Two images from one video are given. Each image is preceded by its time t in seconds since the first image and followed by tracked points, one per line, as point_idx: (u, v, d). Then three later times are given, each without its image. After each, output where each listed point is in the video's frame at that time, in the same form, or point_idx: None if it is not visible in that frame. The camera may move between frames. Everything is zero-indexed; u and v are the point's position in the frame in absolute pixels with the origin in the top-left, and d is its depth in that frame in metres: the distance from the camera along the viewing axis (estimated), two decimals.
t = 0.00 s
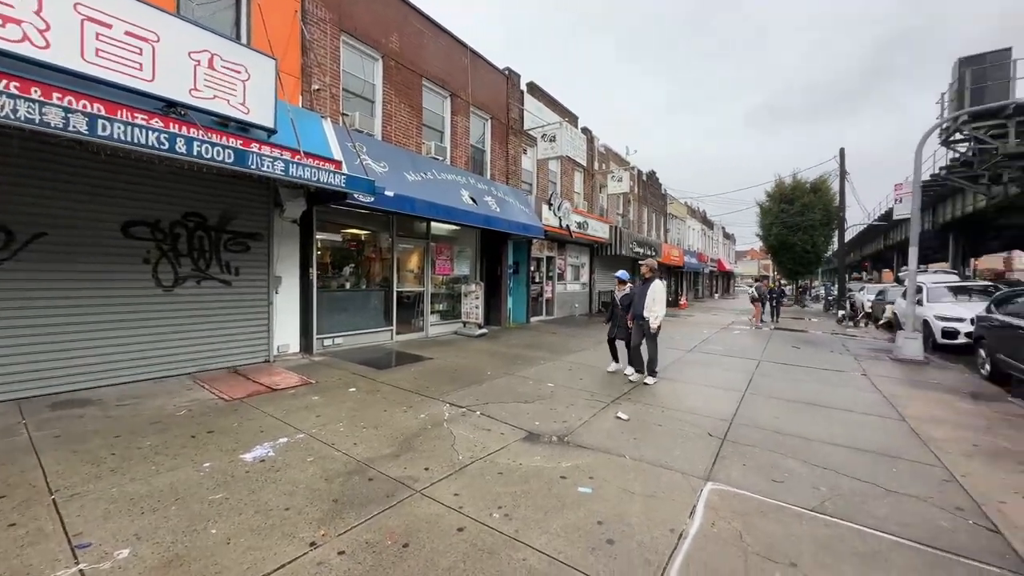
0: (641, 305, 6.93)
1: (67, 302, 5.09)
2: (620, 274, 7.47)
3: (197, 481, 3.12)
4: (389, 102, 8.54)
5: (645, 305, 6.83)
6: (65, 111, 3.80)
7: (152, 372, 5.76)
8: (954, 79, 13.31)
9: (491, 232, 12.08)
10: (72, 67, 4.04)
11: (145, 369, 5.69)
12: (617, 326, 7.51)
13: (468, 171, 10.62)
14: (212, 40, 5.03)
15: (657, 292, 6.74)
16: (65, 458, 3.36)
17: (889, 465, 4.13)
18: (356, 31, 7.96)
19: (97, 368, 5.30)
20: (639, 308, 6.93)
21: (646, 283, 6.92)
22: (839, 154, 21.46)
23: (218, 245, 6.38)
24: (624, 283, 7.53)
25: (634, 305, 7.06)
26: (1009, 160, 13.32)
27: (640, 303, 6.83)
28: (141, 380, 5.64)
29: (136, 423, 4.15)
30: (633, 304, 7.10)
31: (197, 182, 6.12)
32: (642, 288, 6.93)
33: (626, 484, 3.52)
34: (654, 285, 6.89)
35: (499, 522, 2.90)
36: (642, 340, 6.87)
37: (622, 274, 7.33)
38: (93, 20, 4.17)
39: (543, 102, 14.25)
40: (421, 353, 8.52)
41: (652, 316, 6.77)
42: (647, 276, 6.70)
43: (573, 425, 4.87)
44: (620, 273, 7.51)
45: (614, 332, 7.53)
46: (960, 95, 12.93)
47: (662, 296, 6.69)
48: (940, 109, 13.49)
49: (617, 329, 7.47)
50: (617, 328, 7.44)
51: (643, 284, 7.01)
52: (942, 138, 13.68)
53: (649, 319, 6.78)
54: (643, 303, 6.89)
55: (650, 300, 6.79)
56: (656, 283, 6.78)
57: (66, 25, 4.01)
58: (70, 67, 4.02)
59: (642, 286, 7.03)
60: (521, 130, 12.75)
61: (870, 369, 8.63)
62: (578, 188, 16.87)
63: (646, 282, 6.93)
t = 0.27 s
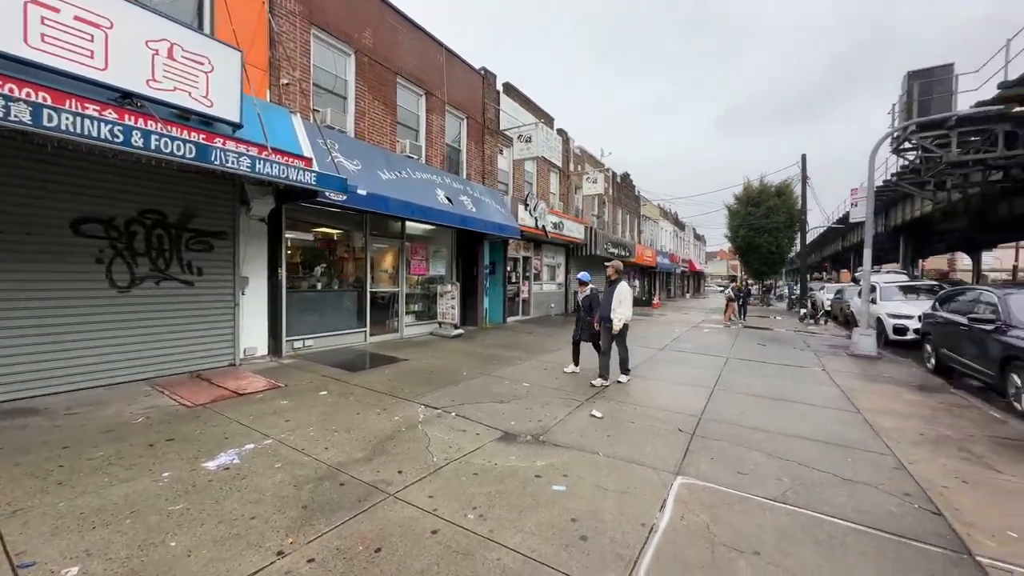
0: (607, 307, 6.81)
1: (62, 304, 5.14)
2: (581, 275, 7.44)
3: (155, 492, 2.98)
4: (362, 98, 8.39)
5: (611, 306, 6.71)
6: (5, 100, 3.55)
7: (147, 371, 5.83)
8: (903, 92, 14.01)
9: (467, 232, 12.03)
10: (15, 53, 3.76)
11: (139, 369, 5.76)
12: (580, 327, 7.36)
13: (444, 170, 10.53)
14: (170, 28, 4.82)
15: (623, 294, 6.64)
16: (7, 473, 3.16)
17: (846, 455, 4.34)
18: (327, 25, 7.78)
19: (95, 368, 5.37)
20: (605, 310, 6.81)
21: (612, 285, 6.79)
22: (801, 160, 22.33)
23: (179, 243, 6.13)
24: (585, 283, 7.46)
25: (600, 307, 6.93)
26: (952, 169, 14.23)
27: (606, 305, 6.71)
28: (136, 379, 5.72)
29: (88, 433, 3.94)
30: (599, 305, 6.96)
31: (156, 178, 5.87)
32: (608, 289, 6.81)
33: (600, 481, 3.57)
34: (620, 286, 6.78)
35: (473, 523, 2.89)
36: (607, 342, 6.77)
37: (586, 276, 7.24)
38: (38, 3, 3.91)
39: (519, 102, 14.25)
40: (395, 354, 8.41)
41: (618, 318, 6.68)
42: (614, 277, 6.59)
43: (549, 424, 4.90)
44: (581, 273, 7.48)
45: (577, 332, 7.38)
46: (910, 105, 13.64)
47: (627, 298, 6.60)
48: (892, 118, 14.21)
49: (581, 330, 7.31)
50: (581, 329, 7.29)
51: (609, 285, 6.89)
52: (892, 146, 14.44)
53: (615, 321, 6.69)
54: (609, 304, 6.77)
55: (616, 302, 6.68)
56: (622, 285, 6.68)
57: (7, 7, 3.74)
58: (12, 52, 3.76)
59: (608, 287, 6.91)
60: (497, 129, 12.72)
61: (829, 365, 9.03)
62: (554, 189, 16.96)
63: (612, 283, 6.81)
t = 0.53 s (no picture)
0: (575, 305, 6.77)
1: (54, 304, 5.18)
2: (545, 271, 7.51)
3: (109, 504, 2.85)
4: (334, 93, 8.21)
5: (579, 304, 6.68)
6: None
7: (135, 372, 5.87)
8: (859, 101, 14.72)
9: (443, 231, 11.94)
10: None
11: (127, 369, 5.79)
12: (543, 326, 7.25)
13: (419, 168, 10.42)
14: (125, 14, 4.60)
15: (591, 292, 6.65)
16: None
17: (808, 446, 4.52)
18: (296, 17, 7.58)
19: (85, 369, 5.41)
20: (573, 308, 6.76)
21: (579, 283, 6.79)
22: (766, 164, 23.16)
23: (136, 241, 5.86)
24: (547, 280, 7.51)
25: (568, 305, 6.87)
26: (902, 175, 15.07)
27: (575, 303, 6.67)
28: (125, 380, 5.75)
29: (34, 444, 3.71)
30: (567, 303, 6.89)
31: (110, 172, 5.60)
32: (576, 287, 6.79)
33: (574, 478, 3.60)
34: (586, 285, 6.81)
35: (448, 524, 2.87)
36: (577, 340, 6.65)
37: (549, 275, 7.31)
38: None
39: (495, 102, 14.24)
40: (369, 355, 8.28)
41: (587, 316, 6.63)
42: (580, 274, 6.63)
43: (524, 422, 4.92)
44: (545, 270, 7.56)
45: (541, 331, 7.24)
46: (865, 114, 14.34)
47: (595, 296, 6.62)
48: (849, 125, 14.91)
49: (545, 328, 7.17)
50: (545, 327, 7.17)
51: (576, 284, 6.87)
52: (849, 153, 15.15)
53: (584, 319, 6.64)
54: (577, 302, 6.72)
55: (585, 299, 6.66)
56: (590, 282, 6.71)
57: None
58: None
59: (574, 285, 6.88)
60: (473, 128, 12.67)
61: (792, 361, 9.40)
62: (530, 189, 17.00)
63: (579, 282, 6.80)
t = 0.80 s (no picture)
0: (547, 305, 6.69)
1: (27, 304, 5.06)
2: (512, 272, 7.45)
3: (65, 515, 2.71)
4: (309, 88, 8.03)
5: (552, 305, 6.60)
6: None
7: (122, 371, 5.86)
8: (824, 108, 15.31)
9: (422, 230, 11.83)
10: None
11: (114, 369, 5.78)
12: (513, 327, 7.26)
13: (397, 166, 10.30)
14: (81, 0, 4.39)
15: (563, 291, 6.58)
16: None
17: (778, 439, 4.66)
18: (269, 9, 7.38)
19: (74, 368, 5.42)
20: (546, 309, 6.68)
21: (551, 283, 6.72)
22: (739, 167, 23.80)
23: (95, 238, 5.61)
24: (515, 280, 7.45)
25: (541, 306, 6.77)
26: (864, 180, 15.74)
27: (547, 304, 6.58)
28: (112, 380, 5.75)
29: None
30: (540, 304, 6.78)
31: (66, 166, 5.34)
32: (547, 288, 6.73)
33: (552, 475, 3.62)
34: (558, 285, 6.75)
35: (426, 525, 2.84)
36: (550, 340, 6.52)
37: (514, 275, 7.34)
38: None
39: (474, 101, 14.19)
40: (345, 356, 8.14)
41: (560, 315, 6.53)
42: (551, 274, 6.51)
43: (503, 421, 4.92)
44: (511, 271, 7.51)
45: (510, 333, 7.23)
46: (830, 120, 14.91)
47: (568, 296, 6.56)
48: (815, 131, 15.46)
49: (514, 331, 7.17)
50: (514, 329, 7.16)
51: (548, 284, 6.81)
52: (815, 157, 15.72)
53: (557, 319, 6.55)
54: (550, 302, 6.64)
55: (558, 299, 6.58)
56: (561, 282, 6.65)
57: None
58: None
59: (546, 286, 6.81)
60: (452, 127, 12.60)
61: (763, 357, 9.68)
62: (510, 188, 16.99)
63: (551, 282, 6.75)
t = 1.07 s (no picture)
0: (514, 306, 6.40)
1: None
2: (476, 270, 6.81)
3: (6, 532, 2.54)
4: (275, 81, 7.78)
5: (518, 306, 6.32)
6: None
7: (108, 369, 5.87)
8: (786, 114, 15.96)
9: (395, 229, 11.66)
10: None
11: (101, 368, 5.79)
12: (476, 325, 7.12)
13: (369, 164, 10.11)
14: None
15: (530, 292, 6.29)
16: None
17: (744, 432, 4.80)
18: None
19: (63, 368, 5.43)
20: (512, 309, 6.40)
21: (519, 283, 6.44)
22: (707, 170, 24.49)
23: (38, 236, 5.25)
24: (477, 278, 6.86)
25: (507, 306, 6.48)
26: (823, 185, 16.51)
27: (513, 305, 6.29)
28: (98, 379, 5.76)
29: None
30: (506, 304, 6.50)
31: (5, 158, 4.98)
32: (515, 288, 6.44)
33: (527, 474, 3.62)
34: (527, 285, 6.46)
35: (399, 528, 2.79)
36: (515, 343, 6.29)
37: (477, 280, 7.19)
38: None
39: (449, 99, 14.08)
40: (315, 358, 7.94)
41: (526, 317, 6.26)
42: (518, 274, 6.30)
43: (478, 421, 4.90)
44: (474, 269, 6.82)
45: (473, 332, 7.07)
46: (791, 126, 15.53)
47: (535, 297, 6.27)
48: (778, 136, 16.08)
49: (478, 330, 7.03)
50: (478, 329, 7.01)
51: (516, 284, 6.52)
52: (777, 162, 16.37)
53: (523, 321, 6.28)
54: (517, 302, 6.35)
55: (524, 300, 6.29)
56: (529, 282, 6.36)
57: None
58: None
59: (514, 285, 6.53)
60: (426, 125, 12.45)
61: (730, 354, 9.98)
62: (485, 187, 16.92)
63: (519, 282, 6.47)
